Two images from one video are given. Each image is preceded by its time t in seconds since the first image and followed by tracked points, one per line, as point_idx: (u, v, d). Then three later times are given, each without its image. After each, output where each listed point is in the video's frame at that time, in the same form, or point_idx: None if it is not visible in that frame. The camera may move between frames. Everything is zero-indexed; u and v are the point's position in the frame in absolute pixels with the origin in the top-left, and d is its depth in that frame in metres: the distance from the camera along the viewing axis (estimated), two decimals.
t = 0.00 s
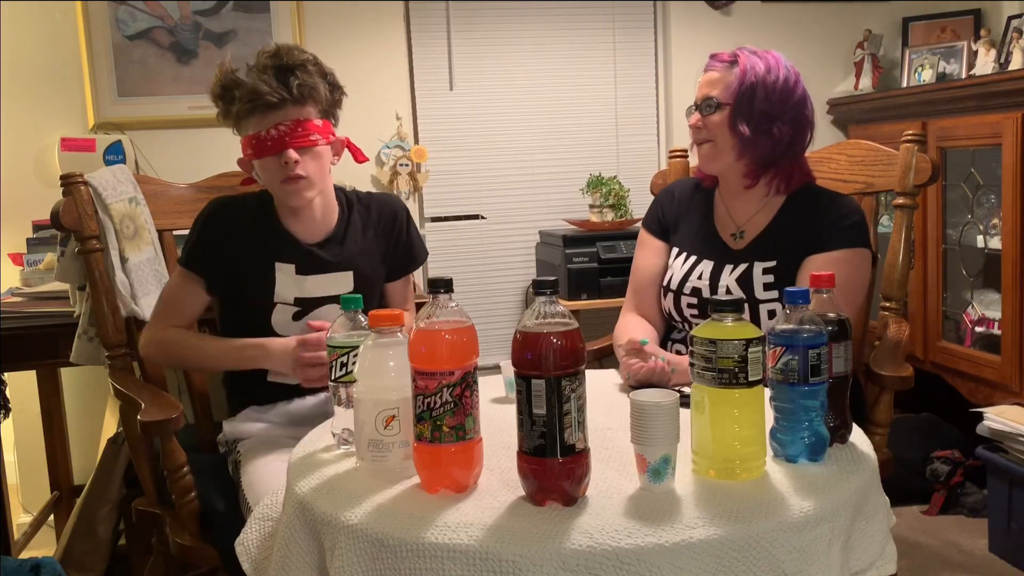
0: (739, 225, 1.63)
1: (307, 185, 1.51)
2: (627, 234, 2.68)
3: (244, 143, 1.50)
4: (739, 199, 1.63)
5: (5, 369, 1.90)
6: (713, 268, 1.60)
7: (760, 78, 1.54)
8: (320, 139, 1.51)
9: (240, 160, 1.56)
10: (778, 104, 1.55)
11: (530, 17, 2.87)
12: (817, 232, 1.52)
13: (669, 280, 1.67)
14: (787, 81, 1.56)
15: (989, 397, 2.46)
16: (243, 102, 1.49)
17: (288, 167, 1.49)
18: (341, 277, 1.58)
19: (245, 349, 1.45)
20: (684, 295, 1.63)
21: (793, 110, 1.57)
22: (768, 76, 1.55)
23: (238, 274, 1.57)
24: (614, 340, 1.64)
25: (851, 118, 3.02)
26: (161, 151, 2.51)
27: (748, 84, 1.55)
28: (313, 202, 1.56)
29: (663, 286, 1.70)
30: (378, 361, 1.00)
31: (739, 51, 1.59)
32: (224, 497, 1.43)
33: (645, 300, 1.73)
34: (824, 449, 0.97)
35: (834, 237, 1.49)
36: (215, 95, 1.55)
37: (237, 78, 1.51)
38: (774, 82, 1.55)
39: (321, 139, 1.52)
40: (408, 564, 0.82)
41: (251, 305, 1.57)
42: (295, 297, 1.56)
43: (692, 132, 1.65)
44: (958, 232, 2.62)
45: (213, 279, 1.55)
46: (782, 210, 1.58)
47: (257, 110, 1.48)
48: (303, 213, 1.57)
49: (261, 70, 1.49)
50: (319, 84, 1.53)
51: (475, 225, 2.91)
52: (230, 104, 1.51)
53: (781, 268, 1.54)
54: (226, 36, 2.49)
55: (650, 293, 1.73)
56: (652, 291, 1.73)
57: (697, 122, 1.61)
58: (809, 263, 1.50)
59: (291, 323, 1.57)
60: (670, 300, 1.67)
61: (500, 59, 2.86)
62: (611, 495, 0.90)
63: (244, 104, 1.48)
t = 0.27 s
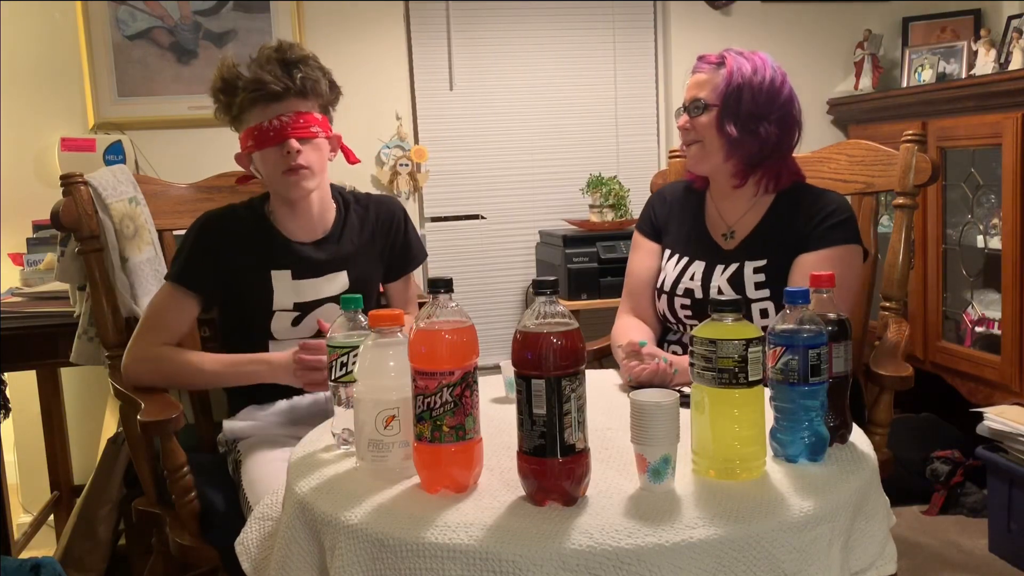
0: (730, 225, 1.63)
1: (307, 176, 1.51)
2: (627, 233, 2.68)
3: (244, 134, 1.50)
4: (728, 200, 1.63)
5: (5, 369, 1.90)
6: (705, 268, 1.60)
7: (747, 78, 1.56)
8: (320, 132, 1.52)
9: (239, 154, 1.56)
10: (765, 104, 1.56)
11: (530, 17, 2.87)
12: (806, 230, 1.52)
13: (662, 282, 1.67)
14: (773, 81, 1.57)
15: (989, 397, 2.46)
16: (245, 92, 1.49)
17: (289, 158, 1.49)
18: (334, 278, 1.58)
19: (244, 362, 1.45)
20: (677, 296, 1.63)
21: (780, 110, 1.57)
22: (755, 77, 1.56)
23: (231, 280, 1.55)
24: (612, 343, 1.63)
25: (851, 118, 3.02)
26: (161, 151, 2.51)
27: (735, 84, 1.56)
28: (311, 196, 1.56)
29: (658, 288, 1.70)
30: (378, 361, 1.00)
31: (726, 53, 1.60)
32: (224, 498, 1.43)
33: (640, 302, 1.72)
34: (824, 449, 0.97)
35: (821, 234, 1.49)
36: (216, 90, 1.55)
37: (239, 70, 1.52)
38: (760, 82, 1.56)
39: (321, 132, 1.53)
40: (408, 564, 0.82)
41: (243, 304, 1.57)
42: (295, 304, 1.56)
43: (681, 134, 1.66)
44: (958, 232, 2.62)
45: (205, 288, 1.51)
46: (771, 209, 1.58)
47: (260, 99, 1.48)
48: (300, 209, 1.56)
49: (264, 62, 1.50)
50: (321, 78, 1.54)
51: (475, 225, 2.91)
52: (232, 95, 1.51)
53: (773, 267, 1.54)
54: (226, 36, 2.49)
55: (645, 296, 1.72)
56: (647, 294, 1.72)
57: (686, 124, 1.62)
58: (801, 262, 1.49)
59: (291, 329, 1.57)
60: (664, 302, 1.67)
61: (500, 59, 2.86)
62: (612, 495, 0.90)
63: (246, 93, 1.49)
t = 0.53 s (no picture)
0: (727, 226, 1.62)
1: (304, 172, 1.51)
2: (627, 233, 2.68)
3: (243, 128, 1.50)
4: (726, 200, 1.63)
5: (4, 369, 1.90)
6: (703, 269, 1.60)
7: (743, 79, 1.56)
8: (318, 129, 1.52)
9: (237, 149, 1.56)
10: (760, 105, 1.56)
11: (530, 17, 2.87)
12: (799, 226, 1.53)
13: (661, 283, 1.67)
14: (769, 82, 1.57)
15: (989, 397, 2.46)
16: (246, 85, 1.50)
17: (288, 152, 1.50)
18: (330, 278, 1.58)
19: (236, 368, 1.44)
20: (676, 297, 1.63)
21: (776, 110, 1.58)
22: (750, 77, 1.56)
23: (228, 280, 1.55)
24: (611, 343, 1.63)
25: (851, 119, 3.02)
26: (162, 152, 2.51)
27: (731, 85, 1.56)
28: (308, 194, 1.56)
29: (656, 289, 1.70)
30: (378, 361, 1.00)
31: (721, 55, 1.60)
32: (224, 498, 1.43)
33: (638, 303, 1.72)
34: (824, 448, 0.97)
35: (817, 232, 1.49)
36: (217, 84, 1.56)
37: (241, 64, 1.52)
38: (756, 83, 1.56)
39: (320, 129, 1.53)
40: (408, 564, 0.82)
41: (240, 305, 1.56)
42: (288, 304, 1.55)
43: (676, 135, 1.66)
44: (958, 232, 2.62)
45: (202, 286, 1.51)
46: (768, 209, 1.58)
47: (261, 93, 1.49)
48: (296, 206, 1.56)
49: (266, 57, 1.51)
50: (323, 76, 1.55)
51: (475, 225, 2.91)
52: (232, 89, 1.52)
53: (770, 267, 1.54)
54: (226, 36, 2.49)
55: (643, 297, 1.72)
56: (645, 295, 1.72)
57: (682, 125, 1.62)
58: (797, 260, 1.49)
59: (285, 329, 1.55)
60: (662, 303, 1.67)
61: (500, 59, 2.86)
62: (611, 495, 0.90)
63: (248, 86, 1.49)
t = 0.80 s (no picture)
0: (728, 227, 1.62)
1: (306, 172, 1.51)
2: (627, 233, 2.68)
3: (247, 128, 1.51)
4: (727, 201, 1.63)
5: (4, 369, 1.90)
6: (704, 270, 1.60)
7: (744, 79, 1.56)
8: (321, 130, 1.52)
9: (241, 148, 1.56)
10: (762, 105, 1.56)
11: (530, 17, 2.87)
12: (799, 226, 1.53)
13: (662, 284, 1.67)
14: (770, 82, 1.57)
15: (989, 397, 2.46)
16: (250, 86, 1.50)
17: (290, 153, 1.50)
18: (330, 276, 1.58)
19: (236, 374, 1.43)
20: (677, 298, 1.63)
21: (778, 110, 1.58)
22: (752, 77, 1.56)
23: (230, 280, 1.55)
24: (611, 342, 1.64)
25: (851, 119, 3.02)
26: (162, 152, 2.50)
27: (732, 85, 1.56)
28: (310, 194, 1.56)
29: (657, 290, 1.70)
30: (378, 361, 1.00)
31: (723, 55, 1.60)
32: (224, 497, 1.43)
33: (638, 303, 1.72)
34: (824, 448, 0.97)
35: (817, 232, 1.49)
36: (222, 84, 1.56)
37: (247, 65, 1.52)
38: (757, 83, 1.56)
39: (324, 131, 1.53)
40: (408, 564, 0.82)
41: (241, 305, 1.56)
42: (290, 302, 1.55)
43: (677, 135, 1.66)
44: (958, 232, 2.62)
45: (203, 285, 1.51)
46: (769, 209, 1.58)
47: (264, 94, 1.49)
48: (297, 206, 1.56)
49: (271, 59, 1.51)
50: (327, 78, 1.55)
51: (475, 225, 2.91)
52: (237, 90, 1.52)
53: (770, 267, 1.54)
54: (226, 36, 2.49)
55: (644, 298, 1.72)
56: (646, 296, 1.72)
57: (683, 125, 1.62)
58: (798, 262, 1.49)
59: (286, 327, 1.55)
60: (663, 304, 1.67)
61: (500, 59, 2.86)
62: (611, 495, 0.90)
63: (251, 88, 1.49)
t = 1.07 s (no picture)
0: (729, 227, 1.62)
1: (307, 176, 1.52)
2: (627, 234, 2.68)
3: (248, 130, 1.50)
4: (729, 200, 1.63)
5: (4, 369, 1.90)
6: (704, 270, 1.60)
7: (747, 78, 1.56)
8: (323, 133, 1.52)
9: (241, 148, 1.56)
10: (765, 104, 1.56)
11: (530, 17, 2.87)
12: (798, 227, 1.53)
13: (663, 283, 1.67)
14: (773, 82, 1.57)
15: (989, 396, 2.46)
16: (251, 89, 1.49)
17: (292, 157, 1.50)
18: (330, 275, 1.58)
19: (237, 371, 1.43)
20: (677, 298, 1.63)
21: (780, 110, 1.58)
22: (754, 77, 1.56)
23: (230, 279, 1.55)
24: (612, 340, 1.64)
25: (851, 118, 3.02)
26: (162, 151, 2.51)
27: (735, 85, 1.56)
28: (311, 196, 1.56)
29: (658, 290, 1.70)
30: (378, 361, 1.00)
31: (725, 55, 1.60)
32: (224, 497, 1.43)
33: (639, 303, 1.72)
34: (824, 449, 0.97)
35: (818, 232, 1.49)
36: (222, 83, 1.55)
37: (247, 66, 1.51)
38: (760, 83, 1.56)
39: (325, 133, 1.53)
40: (408, 564, 0.82)
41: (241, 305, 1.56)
42: (290, 302, 1.55)
43: (679, 134, 1.65)
44: (958, 232, 2.62)
45: (203, 286, 1.51)
46: (770, 209, 1.58)
47: (265, 98, 1.48)
48: (298, 208, 1.57)
49: (272, 61, 1.49)
50: (328, 80, 1.54)
51: (475, 225, 2.91)
52: (238, 92, 1.51)
53: (772, 267, 1.54)
54: (226, 36, 2.49)
55: (645, 297, 1.72)
56: (647, 295, 1.72)
57: (685, 124, 1.62)
58: (798, 262, 1.49)
59: (286, 327, 1.55)
60: (664, 304, 1.67)
61: (500, 59, 2.86)
62: (611, 495, 0.90)
63: (253, 91, 1.48)
